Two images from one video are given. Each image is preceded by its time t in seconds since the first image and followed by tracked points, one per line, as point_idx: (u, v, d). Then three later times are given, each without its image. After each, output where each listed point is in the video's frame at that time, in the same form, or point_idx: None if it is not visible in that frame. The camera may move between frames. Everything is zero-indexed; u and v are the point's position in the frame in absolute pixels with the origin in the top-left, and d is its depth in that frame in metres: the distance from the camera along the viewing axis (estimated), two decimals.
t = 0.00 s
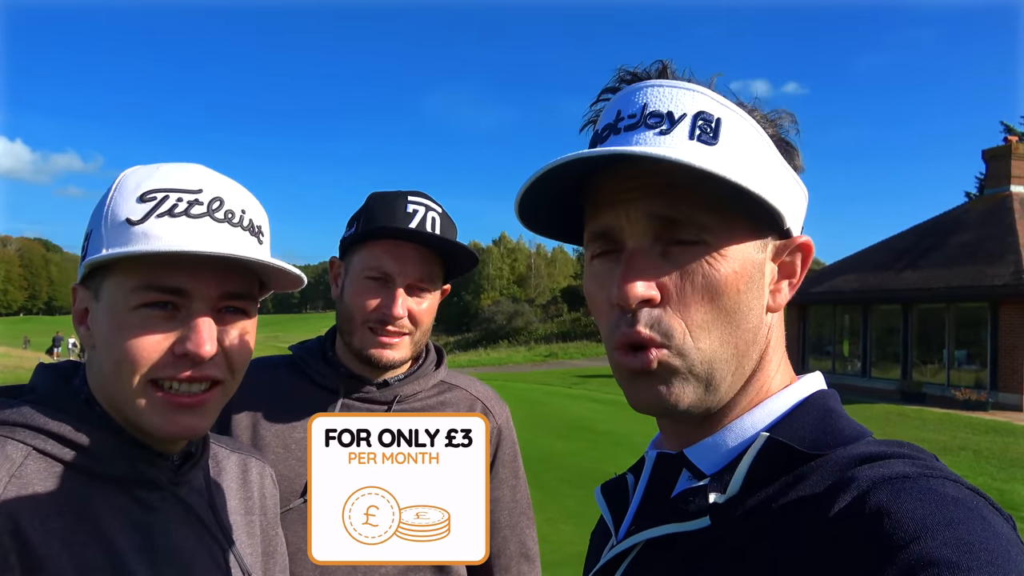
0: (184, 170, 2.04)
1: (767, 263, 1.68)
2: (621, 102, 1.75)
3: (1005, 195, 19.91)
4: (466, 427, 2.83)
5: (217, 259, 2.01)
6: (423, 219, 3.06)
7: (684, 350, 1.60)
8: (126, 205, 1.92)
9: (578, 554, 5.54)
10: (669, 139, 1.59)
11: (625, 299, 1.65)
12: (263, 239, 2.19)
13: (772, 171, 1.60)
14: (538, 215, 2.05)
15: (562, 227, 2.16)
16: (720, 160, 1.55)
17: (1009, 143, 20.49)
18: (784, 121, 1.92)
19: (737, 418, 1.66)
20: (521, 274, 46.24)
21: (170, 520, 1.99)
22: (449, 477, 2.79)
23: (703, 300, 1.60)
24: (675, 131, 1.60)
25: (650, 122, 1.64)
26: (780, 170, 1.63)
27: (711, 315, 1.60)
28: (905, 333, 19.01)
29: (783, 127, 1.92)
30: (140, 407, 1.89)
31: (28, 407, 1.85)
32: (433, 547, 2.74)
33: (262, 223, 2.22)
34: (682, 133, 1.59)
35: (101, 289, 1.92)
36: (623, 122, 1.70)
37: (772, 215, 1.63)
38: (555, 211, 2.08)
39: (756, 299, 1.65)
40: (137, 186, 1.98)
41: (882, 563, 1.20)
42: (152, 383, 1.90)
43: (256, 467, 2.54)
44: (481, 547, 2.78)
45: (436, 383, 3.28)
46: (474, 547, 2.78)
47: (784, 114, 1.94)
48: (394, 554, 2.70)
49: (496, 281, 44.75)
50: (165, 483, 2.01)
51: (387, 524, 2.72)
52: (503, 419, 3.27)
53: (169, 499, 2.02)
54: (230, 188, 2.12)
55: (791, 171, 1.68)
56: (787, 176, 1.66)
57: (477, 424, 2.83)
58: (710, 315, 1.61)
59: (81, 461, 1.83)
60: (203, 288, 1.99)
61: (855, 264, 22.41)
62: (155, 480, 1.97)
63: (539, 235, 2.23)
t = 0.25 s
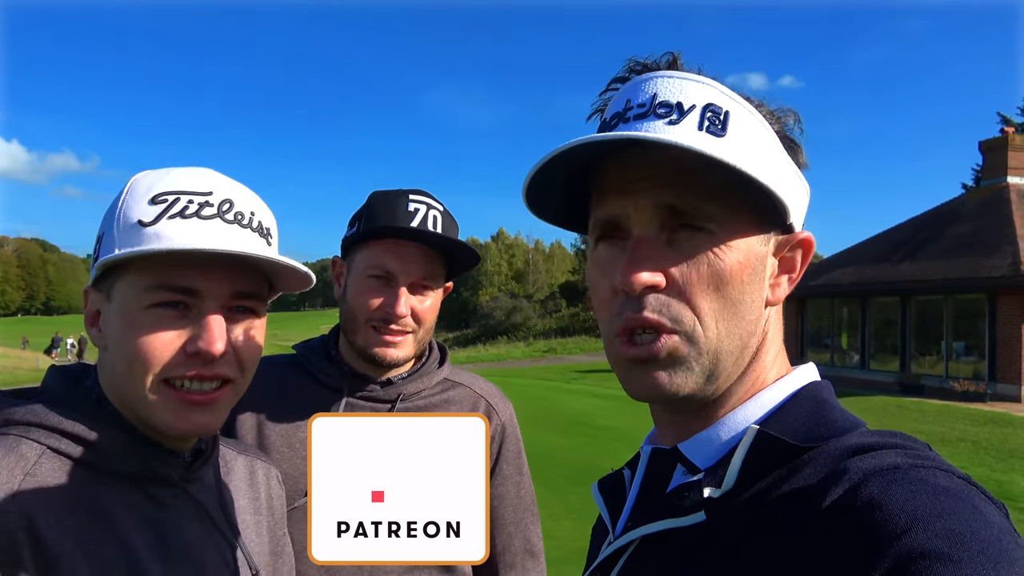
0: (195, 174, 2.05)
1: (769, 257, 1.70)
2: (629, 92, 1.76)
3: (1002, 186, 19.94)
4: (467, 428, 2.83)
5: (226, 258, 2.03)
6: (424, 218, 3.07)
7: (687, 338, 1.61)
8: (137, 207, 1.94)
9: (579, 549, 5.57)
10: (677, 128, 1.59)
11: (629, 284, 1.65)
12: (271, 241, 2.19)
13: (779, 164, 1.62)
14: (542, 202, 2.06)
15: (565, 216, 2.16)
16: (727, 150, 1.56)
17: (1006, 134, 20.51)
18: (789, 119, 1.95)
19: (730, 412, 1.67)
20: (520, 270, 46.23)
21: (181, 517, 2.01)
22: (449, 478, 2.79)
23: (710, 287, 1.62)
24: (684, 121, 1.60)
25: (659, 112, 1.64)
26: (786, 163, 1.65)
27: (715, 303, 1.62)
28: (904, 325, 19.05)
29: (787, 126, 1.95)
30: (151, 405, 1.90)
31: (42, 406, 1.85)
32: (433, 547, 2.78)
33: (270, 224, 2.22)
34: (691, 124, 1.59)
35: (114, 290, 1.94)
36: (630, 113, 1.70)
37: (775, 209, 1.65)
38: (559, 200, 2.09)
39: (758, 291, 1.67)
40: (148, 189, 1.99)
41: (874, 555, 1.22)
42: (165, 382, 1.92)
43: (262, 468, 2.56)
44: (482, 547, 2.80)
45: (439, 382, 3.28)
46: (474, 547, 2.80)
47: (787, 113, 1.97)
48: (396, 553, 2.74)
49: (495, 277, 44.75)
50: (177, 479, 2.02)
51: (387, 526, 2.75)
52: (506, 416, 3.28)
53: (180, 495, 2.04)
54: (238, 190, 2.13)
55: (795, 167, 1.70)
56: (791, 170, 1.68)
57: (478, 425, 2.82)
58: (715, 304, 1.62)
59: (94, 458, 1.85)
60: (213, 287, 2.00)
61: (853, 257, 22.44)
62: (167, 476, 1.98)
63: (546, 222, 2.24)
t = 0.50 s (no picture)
0: (189, 165, 2.08)
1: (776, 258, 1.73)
2: (633, 91, 1.74)
3: (1001, 186, 19.95)
4: (466, 427, 2.85)
5: (199, 241, 2.01)
6: (425, 210, 3.06)
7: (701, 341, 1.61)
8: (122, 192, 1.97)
9: (576, 543, 5.59)
10: (692, 127, 1.58)
11: (646, 286, 1.64)
12: (262, 230, 2.16)
13: (788, 162, 1.63)
14: (548, 201, 2.02)
15: (569, 215, 2.12)
16: (743, 148, 1.56)
17: (1006, 134, 20.51)
18: (789, 119, 1.97)
19: (731, 411, 1.68)
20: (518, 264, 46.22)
21: (182, 507, 2.01)
22: (449, 476, 2.80)
23: (722, 289, 1.62)
24: (699, 120, 1.59)
25: (673, 110, 1.63)
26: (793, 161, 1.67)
27: (728, 306, 1.63)
28: (901, 324, 19.08)
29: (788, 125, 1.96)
30: (117, 387, 1.89)
31: (34, 396, 1.85)
32: (433, 547, 2.78)
33: (262, 214, 2.18)
34: (705, 123, 1.59)
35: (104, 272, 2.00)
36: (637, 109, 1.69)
37: (788, 207, 1.67)
38: (564, 200, 2.05)
39: (766, 293, 1.69)
40: (139, 177, 2.03)
41: (877, 555, 1.22)
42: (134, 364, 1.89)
43: (264, 463, 2.56)
44: (482, 547, 2.80)
45: (439, 375, 3.29)
46: (474, 547, 2.80)
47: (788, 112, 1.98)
48: (396, 553, 2.73)
49: (493, 271, 44.73)
50: (180, 467, 2.02)
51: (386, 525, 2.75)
52: (505, 410, 3.29)
53: (183, 484, 2.04)
54: (226, 178, 2.13)
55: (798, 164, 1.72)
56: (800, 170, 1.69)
57: (477, 424, 2.84)
58: (729, 306, 1.63)
59: (97, 447, 1.85)
60: (182, 268, 1.98)
61: (851, 255, 22.46)
62: (168, 464, 1.98)
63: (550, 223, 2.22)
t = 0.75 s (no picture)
0: (190, 156, 2.07)
1: (782, 257, 1.72)
2: (641, 88, 1.72)
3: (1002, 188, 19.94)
4: (466, 427, 2.86)
5: (201, 232, 2.01)
6: (425, 202, 3.06)
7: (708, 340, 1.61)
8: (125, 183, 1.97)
9: (573, 538, 5.61)
10: (699, 125, 1.57)
11: (653, 285, 1.63)
12: (265, 222, 2.15)
13: (796, 161, 1.62)
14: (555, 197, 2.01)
15: (575, 211, 2.11)
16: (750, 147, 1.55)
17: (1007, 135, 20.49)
18: (796, 119, 1.96)
19: (734, 410, 1.67)
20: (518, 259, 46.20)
21: (181, 499, 2.00)
22: (449, 475, 2.81)
23: (729, 289, 1.62)
24: (706, 118, 1.58)
25: (680, 109, 1.62)
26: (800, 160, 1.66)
27: (735, 306, 1.62)
28: (899, 324, 19.11)
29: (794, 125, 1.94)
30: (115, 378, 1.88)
31: (36, 386, 1.85)
32: (433, 547, 2.77)
33: (264, 206, 2.18)
34: (713, 121, 1.58)
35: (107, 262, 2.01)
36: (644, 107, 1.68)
37: (795, 206, 1.67)
38: (571, 197, 2.04)
39: (772, 293, 1.69)
40: (142, 168, 2.03)
41: (879, 553, 1.22)
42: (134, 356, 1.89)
43: (268, 459, 2.55)
44: (482, 547, 2.78)
45: (438, 369, 3.29)
46: (474, 547, 2.80)
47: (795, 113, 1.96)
48: (397, 554, 2.74)
49: (492, 266, 44.71)
50: (179, 462, 2.03)
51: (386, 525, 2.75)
52: (504, 404, 3.30)
53: (182, 477, 2.04)
54: (229, 168, 2.12)
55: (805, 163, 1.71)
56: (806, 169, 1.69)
57: (476, 424, 2.85)
58: (737, 305, 1.63)
59: (95, 439, 1.84)
60: (185, 258, 1.98)
61: (851, 254, 22.46)
62: (167, 456, 1.98)
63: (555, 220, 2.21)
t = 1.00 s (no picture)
0: (202, 154, 2.07)
1: (788, 257, 1.73)
2: (647, 87, 1.73)
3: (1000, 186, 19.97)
4: (465, 427, 2.85)
5: (215, 228, 2.02)
6: (425, 199, 3.05)
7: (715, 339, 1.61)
8: (138, 179, 1.96)
9: (571, 536, 5.62)
10: (709, 124, 1.57)
11: (661, 283, 1.64)
12: (276, 220, 2.15)
13: (802, 160, 1.63)
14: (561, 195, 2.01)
15: (580, 210, 2.11)
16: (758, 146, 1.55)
17: (1006, 134, 20.51)
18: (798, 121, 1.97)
19: (737, 409, 1.67)
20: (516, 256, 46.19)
21: (184, 498, 2.00)
22: (449, 475, 2.81)
23: (738, 288, 1.62)
24: (714, 117, 1.58)
25: (688, 107, 1.61)
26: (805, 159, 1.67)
27: (743, 304, 1.63)
28: (897, 323, 19.14)
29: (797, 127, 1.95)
30: (133, 373, 1.88)
31: (38, 385, 1.84)
32: (433, 547, 2.77)
33: (275, 204, 2.18)
34: (721, 120, 1.58)
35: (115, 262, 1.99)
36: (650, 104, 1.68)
37: (802, 205, 1.67)
38: (576, 195, 2.04)
39: (779, 293, 1.69)
40: (154, 165, 2.02)
41: (882, 551, 1.22)
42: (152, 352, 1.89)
43: (267, 462, 2.55)
44: (482, 547, 2.78)
45: (439, 367, 3.29)
46: (474, 547, 2.80)
47: (797, 117, 1.97)
48: (397, 554, 2.74)
49: (491, 263, 44.71)
50: (182, 462, 2.02)
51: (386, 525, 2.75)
52: (505, 402, 3.29)
53: (185, 476, 2.03)
54: (241, 168, 2.12)
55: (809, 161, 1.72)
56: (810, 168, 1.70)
57: (476, 424, 2.85)
58: (746, 304, 1.63)
59: (98, 438, 1.84)
60: (202, 254, 1.99)
61: (849, 253, 22.49)
62: (169, 456, 1.97)
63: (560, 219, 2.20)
